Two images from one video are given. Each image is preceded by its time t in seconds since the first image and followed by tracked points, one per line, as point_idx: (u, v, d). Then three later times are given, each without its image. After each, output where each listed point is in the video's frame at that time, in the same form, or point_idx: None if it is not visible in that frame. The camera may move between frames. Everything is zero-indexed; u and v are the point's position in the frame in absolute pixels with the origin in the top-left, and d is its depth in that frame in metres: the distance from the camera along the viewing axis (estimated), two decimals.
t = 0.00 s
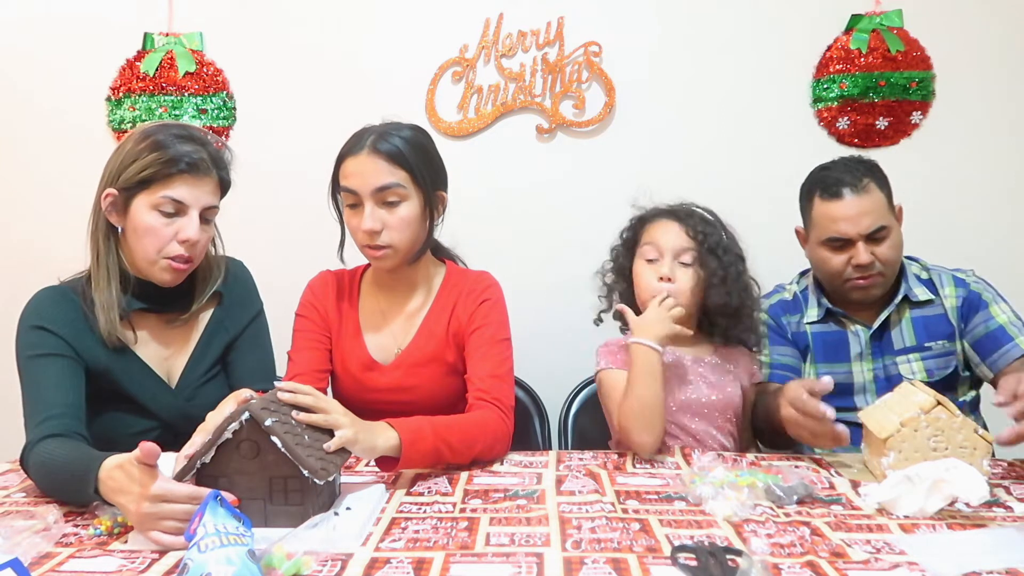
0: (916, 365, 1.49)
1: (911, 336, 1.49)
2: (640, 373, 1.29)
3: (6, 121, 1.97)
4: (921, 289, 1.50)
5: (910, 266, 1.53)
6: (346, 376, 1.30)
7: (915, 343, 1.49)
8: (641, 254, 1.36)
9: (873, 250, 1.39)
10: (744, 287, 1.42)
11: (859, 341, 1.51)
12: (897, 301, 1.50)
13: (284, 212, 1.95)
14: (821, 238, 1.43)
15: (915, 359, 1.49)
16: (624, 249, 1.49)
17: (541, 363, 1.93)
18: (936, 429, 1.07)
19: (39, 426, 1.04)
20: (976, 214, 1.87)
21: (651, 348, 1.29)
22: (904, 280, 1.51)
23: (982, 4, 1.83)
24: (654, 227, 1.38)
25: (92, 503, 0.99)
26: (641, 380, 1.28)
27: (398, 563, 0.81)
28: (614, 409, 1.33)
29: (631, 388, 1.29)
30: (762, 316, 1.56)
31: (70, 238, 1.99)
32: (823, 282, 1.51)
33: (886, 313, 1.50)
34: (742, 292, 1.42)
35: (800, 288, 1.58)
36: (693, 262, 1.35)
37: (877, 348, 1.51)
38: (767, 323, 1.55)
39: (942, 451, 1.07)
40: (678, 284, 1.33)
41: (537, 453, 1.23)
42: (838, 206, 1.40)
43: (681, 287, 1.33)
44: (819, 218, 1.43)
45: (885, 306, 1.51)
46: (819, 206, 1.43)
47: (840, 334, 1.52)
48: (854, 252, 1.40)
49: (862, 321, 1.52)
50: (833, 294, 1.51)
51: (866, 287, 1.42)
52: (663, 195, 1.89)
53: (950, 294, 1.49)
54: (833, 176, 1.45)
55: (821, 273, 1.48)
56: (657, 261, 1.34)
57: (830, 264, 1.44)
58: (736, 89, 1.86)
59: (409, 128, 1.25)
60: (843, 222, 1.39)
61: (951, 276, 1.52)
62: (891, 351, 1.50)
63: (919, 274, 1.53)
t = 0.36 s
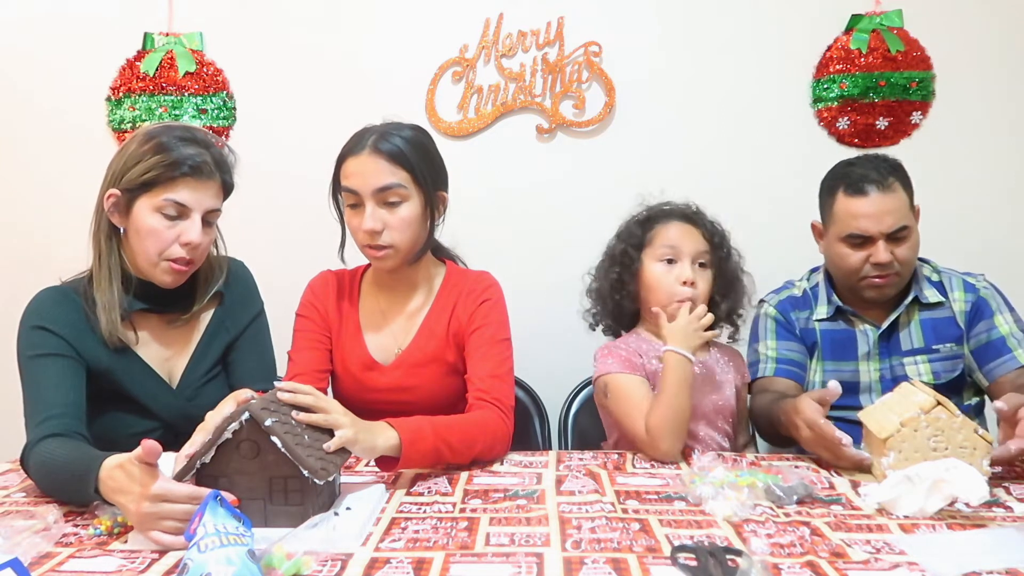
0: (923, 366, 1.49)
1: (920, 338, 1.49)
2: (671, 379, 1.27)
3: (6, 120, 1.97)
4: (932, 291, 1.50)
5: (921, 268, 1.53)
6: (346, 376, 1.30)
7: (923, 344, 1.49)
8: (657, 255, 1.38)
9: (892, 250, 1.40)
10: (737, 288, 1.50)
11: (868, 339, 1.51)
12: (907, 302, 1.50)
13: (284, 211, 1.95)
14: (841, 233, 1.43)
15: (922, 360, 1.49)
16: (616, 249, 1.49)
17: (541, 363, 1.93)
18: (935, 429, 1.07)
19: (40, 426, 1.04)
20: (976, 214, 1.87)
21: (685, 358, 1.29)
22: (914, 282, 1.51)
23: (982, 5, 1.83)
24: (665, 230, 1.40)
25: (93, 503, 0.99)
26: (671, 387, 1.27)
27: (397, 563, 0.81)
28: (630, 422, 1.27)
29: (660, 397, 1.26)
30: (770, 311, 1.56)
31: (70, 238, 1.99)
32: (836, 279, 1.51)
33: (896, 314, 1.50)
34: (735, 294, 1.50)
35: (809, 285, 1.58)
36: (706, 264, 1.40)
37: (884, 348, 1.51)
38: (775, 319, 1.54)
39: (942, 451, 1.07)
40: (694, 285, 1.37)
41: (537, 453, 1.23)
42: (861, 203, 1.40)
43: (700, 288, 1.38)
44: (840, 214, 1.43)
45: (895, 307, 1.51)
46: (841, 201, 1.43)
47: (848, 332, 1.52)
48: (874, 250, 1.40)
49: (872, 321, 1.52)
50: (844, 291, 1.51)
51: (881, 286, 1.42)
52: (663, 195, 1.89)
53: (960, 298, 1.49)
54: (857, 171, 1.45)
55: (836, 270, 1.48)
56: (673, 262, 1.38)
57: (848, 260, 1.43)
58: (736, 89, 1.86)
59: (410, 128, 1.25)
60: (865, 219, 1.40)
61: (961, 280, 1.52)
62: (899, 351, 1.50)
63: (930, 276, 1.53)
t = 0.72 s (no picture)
0: (925, 367, 1.49)
1: (921, 338, 1.49)
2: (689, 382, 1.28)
3: (6, 121, 1.97)
4: (934, 291, 1.50)
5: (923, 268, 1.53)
6: (346, 376, 1.30)
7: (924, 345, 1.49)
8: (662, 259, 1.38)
9: (896, 250, 1.40)
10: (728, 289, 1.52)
11: (869, 339, 1.50)
12: (909, 302, 1.50)
13: (284, 211, 1.95)
14: (845, 233, 1.43)
15: (923, 361, 1.49)
16: (618, 252, 1.44)
17: (541, 363, 1.94)
18: (936, 429, 1.07)
19: (39, 426, 1.04)
20: (976, 214, 1.87)
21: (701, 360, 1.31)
22: (917, 282, 1.51)
23: (982, 4, 1.83)
24: (670, 233, 1.39)
25: (92, 503, 0.99)
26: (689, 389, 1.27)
27: (397, 563, 0.81)
28: (647, 424, 1.24)
29: (679, 399, 1.26)
30: (772, 310, 1.55)
31: (70, 237, 1.99)
32: (838, 278, 1.51)
33: (897, 314, 1.50)
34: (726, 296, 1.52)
35: (811, 284, 1.58)
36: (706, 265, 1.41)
37: (886, 348, 1.51)
38: (777, 318, 1.54)
39: (942, 451, 1.07)
40: (702, 289, 1.38)
41: (537, 453, 1.23)
42: (865, 203, 1.40)
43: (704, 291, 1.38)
44: (844, 213, 1.43)
45: (896, 307, 1.51)
46: (845, 201, 1.43)
47: (850, 331, 1.52)
48: (877, 250, 1.40)
49: (874, 321, 1.52)
50: (846, 291, 1.51)
51: (884, 286, 1.42)
52: (663, 195, 1.89)
53: (961, 298, 1.49)
54: (862, 171, 1.45)
55: (838, 269, 1.48)
56: (681, 267, 1.37)
57: (851, 260, 1.44)
58: (736, 89, 1.86)
59: (411, 127, 1.25)
60: (869, 219, 1.39)
61: (963, 280, 1.52)
62: (900, 352, 1.50)
63: (932, 277, 1.53)
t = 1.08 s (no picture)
0: (922, 366, 1.49)
1: (919, 337, 1.50)
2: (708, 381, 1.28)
3: (6, 121, 1.97)
4: (931, 291, 1.50)
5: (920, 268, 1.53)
6: (346, 376, 1.31)
7: (921, 344, 1.49)
8: (673, 260, 1.36)
9: (893, 250, 1.40)
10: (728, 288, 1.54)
11: (867, 339, 1.51)
12: (907, 302, 1.50)
13: (283, 211, 1.95)
14: (842, 233, 1.43)
15: (921, 360, 1.49)
16: (629, 253, 1.41)
17: (541, 363, 1.94)
18: (935, 429, 1.07)
19: (39, 426, 1.04)
20: (976, 214, 1.87)
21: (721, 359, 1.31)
22: (914, 282, 1.51)
23: (982, 4, 1.82)
24: (679, 235, 1.38)
25: (92, 503, 0.99)
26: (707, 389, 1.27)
27: (397, 563, 0.81)
28: (664, 424, 1.24)
29: (698, 400, 1.26)
30: (770, 310, 1.55)
31: (70, 238, 1.99)
32: (835, 278, 1.51)
33: (896, 313, 1.50)
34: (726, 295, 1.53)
35: (808, 285, 1.58)
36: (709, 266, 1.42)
37: (884, 348, 1.51)
38: (775, 318, 1.54)
39: (941, 451, 1.07)
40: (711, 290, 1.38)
41: (537, 453, 1.23)
42: (862, 202, 1.40)
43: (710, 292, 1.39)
44: (841, 213, 1.43)
45: (895, 306, 1.51)
46: (842, 201, 1.43)
47: (848, 331, 1.52)
48: (874, 250, 1.40)
49: (871, 320, 1.52)
50: (844, 291, 1.51)
51: (881, 285, 1.42)
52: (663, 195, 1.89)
53: (958, 297, 1.49)
54: (858, 171, 1.45)
55: (836, 269, 1.48)
56: (690, 268, 1.36)
57: (848, 260, 1.44)
58: (736, 89, 1.86)
59: (410, 128, 1.25)
60: (867, 218, 1.39)
61: (960, 279, 1.52)
62: (898, 351, 1.50)
63: (929, 276, 1.53)
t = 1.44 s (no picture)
0: (921, 365, 1.49)
1: (917, 337, 1.50)
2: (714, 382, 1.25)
3: (6, 121, 1.97)
4: (931, 290, 1.50)
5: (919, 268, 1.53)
6: (346, 376, 1.31)
7: (920, 343, 1.49)
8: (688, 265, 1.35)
9: (892, 250, 1.40)
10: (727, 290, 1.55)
11: (867, 339, 1.51)
12: (906, 301, 1.50)
13: (283, 211, 1.95)
14: (842, 232, 1.43)
15: (920, 360, 1.49)
16: (647, 255, 1.38)
17: (541, 363, 1.93)
18: (932, 428, 1.07)
19: (39, 426, 1.04)
20: (976, 214, 1.87)
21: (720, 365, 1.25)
22: (914, 282, 1.51)
23: (982, 4, 1.82)
24: (695, 240, 1.36)
25: (92, 503, 0.99)
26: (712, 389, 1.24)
27: (397, 563, 0.81)
28: (659, 426, 1.24)
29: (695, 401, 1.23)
30: (770, 309, 1.55)
31: (70, 237, 1.99)
32: (835, 277, 1.52)
33: (895, 312, 1.50)
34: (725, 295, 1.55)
35: (808, 284, 1.58)
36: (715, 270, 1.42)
37: (883, 347, 1.51)
38: (775, 317, 1.54)
39: (938, 449, 1.07)
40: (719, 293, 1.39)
41: (537, 453, 1.23)
42: (862, 202, 1.40)
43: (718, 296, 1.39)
44: (841, 213, 1.43)
45: (894, 306, 1.51)
46: (842, 200, 1.43)
47: (848, 331, 1.52)
48: (874, 250, 1.40)
49: (870, 319, 1.52)
50: (844, 291, 1.51)
51: (880, 286, 1.43)
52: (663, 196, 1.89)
53: (958, 297, 1.50)
54: (859, 171, 1.45)
55: (836, 269, 1.48)
56: (703, 272, 1.36)
57: (847, 259, 1.44)
58: (736, 89, 1.86)
59: (411, 127, 1.24)
60: (867, 218, 1.39)
61: (959, 279, 1.52)
62: (897, 351, 1.50)
63: (929, 276, 1.53)
